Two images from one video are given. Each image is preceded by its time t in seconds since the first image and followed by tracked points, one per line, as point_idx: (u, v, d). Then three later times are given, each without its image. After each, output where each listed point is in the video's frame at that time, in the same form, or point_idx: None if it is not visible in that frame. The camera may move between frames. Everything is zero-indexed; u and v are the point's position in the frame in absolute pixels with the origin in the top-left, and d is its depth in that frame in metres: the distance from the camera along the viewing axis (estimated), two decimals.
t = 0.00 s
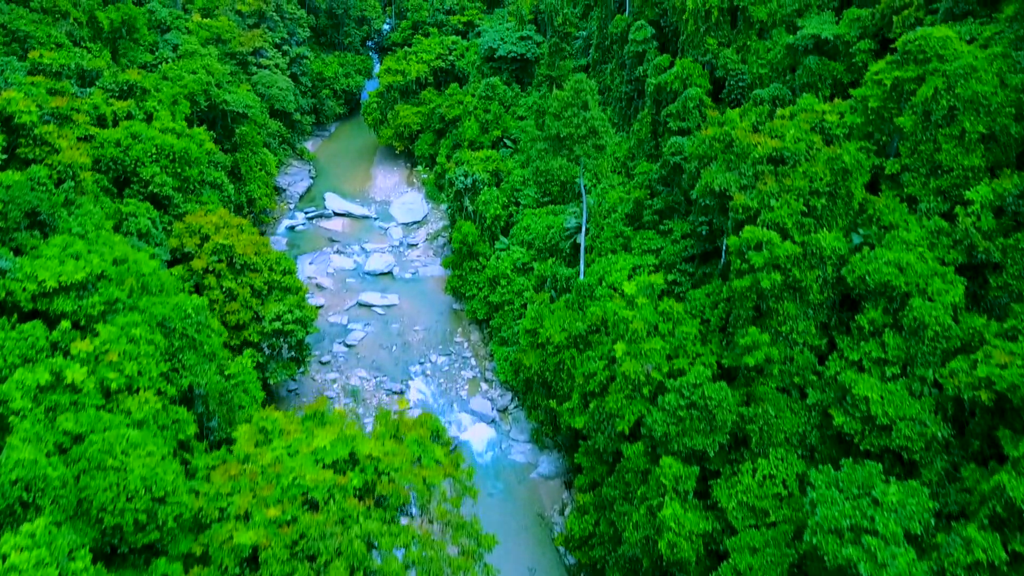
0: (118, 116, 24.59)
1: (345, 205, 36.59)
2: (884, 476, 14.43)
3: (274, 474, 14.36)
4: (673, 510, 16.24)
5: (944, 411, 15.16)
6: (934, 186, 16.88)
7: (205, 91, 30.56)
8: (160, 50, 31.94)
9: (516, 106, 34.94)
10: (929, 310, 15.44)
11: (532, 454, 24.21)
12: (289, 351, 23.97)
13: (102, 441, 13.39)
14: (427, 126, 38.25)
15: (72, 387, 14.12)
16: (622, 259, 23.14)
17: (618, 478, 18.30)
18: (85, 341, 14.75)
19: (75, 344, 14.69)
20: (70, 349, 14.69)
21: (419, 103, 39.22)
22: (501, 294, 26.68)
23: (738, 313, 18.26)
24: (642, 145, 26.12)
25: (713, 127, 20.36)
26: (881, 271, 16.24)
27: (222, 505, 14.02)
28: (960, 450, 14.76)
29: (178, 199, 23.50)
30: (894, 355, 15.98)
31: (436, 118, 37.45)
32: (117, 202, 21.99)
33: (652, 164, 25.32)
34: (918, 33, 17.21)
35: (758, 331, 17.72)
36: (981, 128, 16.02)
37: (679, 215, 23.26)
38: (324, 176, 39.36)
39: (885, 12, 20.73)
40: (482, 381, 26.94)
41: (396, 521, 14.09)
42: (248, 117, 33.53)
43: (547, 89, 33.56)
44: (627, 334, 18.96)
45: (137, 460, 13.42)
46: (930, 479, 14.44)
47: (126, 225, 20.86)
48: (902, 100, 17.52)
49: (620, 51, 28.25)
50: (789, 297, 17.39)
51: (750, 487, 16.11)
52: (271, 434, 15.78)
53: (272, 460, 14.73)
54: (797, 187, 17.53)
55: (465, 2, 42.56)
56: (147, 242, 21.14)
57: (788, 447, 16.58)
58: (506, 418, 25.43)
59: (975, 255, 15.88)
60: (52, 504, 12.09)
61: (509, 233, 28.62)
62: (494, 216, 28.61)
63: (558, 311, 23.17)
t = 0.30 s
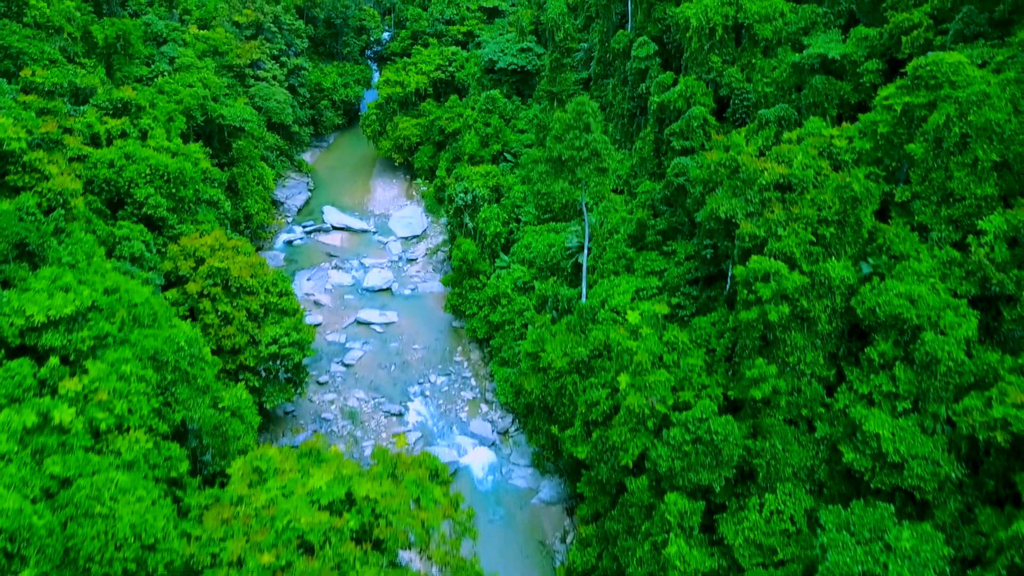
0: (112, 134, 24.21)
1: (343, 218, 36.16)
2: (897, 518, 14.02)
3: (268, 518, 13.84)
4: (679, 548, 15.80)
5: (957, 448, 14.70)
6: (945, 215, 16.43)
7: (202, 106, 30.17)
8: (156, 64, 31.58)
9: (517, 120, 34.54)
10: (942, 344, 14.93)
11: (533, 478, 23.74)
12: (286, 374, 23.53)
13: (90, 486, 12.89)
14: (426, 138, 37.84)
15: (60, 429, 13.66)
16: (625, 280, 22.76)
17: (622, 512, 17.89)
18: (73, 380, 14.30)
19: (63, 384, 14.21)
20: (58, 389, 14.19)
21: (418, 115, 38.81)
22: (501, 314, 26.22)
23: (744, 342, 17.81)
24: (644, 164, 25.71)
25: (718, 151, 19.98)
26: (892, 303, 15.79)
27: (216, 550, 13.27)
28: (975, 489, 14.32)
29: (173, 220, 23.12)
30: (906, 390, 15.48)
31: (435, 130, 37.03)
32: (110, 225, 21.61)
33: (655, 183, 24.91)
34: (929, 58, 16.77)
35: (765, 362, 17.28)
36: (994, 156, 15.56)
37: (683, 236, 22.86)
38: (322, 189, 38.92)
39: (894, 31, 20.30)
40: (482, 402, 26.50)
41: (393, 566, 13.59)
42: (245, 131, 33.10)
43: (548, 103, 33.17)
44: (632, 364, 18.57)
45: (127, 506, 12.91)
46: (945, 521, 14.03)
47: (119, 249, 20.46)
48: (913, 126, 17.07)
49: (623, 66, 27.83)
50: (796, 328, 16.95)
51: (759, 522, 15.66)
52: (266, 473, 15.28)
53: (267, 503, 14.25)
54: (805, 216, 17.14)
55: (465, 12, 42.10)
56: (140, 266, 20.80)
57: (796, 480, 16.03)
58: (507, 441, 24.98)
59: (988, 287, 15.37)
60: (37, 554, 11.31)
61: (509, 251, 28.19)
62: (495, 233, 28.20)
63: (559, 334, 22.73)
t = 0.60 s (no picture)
0: (106, 153, 23.83)
1: (342, 232, 35.75)
2: (909, 563, 13.59)
3: (260, 562, 13.12)
4: None
5: (971, 489, 14.19)
6: (957, 245, 15.93)
7: (198, 120, 29.73)
8: (152, 77, 31.20)
9: (517, 133, 34.13)
10: (955, 380, 14.37)
11: (534, 504, 23.27)
12: (282, 398, 22.98)
13: (77, 533, 12.31)
14: (426, 150, 37.39)
15: (47, 473, 13.18)
16: (628, 303, 22.35)
17: (625, 547, 17.46)
18: (60, 420, 13.83)
19: (49, 425, 13.71)
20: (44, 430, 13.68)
21: (417, 126, 38.38)
22: (501, 334, 25.72)
23: (750, 374, 17.39)
24: (647, 183, 25.32)
25: (722, 178, 19.65)
26: (903, 336, 15.28)
27: None
28: (989, 532, 13.80)
29: (167, 241, 22.72)
30: (918, 427, 14.92)
31: (434, 142, 36.57)
32: (103, 247, 21.25)
33: (659, 203, 24.52)
34: (941, 85, 16.29)
35: (772, 394, 16.83)
36: (1008, 186, 15.04)
37: (687, 258, 22.45)
38: (321, 202, 38.49)
39: (902, 52, 19.86)
40: (482, 424, 26.08)
41: None
42: (241, 145, 32.65)
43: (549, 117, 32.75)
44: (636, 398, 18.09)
45: (115, 555, 12.30)
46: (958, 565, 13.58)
47: (111, 274, 20.08)
48: (924, 153, 16.62)
49: (625, 82, 27.43)
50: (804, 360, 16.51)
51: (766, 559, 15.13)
52: (260, 515, 14.80)
53: (259, 545, 13.68)
54: (814, 245, 16.80)
55: (465, 22, 41.61)
56: (132, 291, 20.45)
57: (805, 516, 15.68)
58: (507, 465, 24.54)
59: (1002, 321, 14.79)
60: None
61: (510, 269, 27.75)
62: (495, 251, 27.77)
63: (560, 358, 22.32)
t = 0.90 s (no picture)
0: (99, 173, 23.40)
1: (340, 247, 35.30)
2: None
3: None
4: None
5: (986, 533, 13.57)
6: (970, 277, 15.44)
7: (194, 135, 29.28)
8: (147, 91, 30.77)
9: (518, 147, 33.74)
10: (970, 419, 13.85)
11: (535, 531, 22.77)
12: (278, 424, 22.61)
13: None
14: (425, 163, 36.93)
15: (32, 520, 12.65)
16: (631, 328, 21.91)
17: None
18: (47, 464, 13.32)
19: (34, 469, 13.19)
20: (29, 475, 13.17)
21: (417, 139, 37.92)
22: (502, 356, 25.27)
23: (757, 408, 16.92)
24: (651, 202, 24.88)
25: (729, 204, 19.19)
26: (915, 373, 14.79)
27: None
28: None
29: (161, 264, 22.29)
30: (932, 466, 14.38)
31: (434, 155, 36.10)
32: (95, 272, 20.83)
33: (663, 224, 24.09)
34: (954, 113, 15.81)
35: (781, 429, 16.30)
36: None
37: (691, 281, 22.02)
38: (318, 215, 38.03)
39: (911, 74, 19.43)
40: (482, 448, 25.65)
41: None
42: (238, 160, 32.19)
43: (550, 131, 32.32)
44: (640, 434, 17.49)
45: None
46: None
47: (103, 300, 19.66)
48: (937, 183, 16.18)
49: (628, 99, 27.03)
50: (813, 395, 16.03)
51: None
52: (253, 560, 14.25)
53: None
54: (823, 278, 16.39)
55: (465, 32, 41.17)
56: (125, 318, 20.03)
57: (814, 556, 15.21)
58: (507, 490, 24.08)
59: (1018, 357, 14.26)
60: None
61: (510, 288, 27.28)
62: (495, 270, 27.33)
63: (562, 384, 21.87)
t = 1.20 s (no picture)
0: (92, 194, 22.97)
1: (338, 261, 34.86)
2: None
3: None
4: None
5: None
6: (984, 311, 15.03)
7: (190, 151, 28.85)
8: (143, 105, 30.34)
9: (518, 161, 33.35)
10: (985, 460, 13.31)
11: (536, 558, 22.19)
12: (275, 450, 22.20)
13: None
14: (425, 175, 36.48)
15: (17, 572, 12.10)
16: (633, 353, 21.47)
17: None
18: (32, 512, 12.80)
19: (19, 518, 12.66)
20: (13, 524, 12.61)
21: (416, 151, 37.49)
22: (502, 378, 24.81)
23: (764, 443, 16.47)
24: (654, 223, 24.43)
25: (735, 233, 18.80)
26: (928, 411, 14.30)
27: None
28: None
29: (155, 287, 21.87)
30: (945, 508, 13.91)
31: (434, 168, 35.65)
32: (86, 297, 20.42)
33: (667, 245, 23.65)
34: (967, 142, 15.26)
35: (789, 466, 15.80)
36: None
37: (696, 305, 21.60)
38: (316, 229, 37.58)
39: (921, 96, 18.98)
40: (482, 471, 25.23)
41: None
42: (235, 176, 31.77)
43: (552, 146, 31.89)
44: (645, 472, 16.86)
45: None
46: None
47: (94, 327, 19.29)
48: (949, 213, 15.76)
49: (631, 116, 26.61)
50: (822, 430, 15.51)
51: None
52: None
53: None
54: (832, 311, 15.94)
55: (465, 43, 40.73)
56: (117, 345, 19.65)
57: None
58: (508, 516, 23.58)
59: None
60: None
61: (510, 307, 26.85)
62: (496, 289, 26.93)
63: (563, 410, 21.37)
